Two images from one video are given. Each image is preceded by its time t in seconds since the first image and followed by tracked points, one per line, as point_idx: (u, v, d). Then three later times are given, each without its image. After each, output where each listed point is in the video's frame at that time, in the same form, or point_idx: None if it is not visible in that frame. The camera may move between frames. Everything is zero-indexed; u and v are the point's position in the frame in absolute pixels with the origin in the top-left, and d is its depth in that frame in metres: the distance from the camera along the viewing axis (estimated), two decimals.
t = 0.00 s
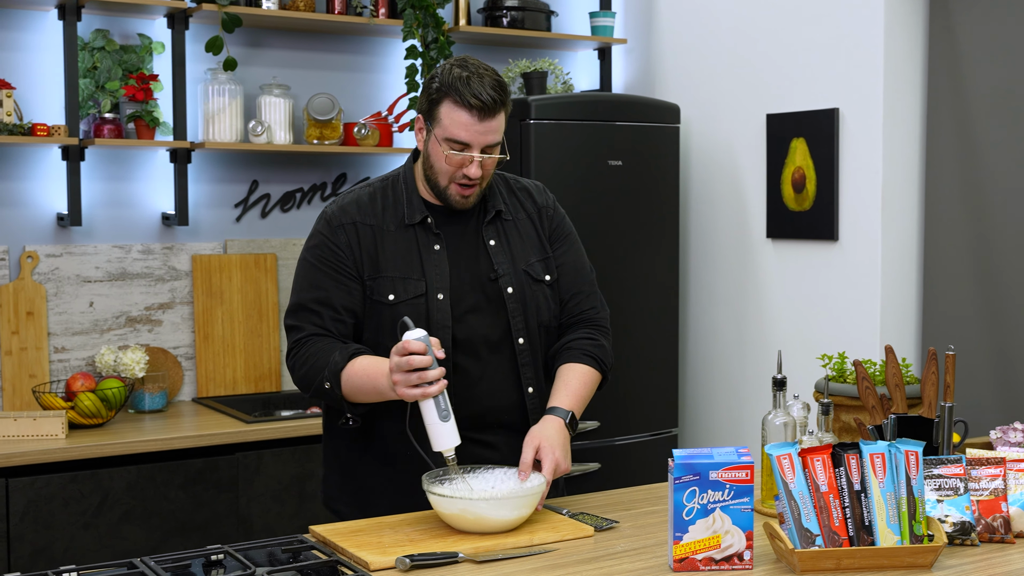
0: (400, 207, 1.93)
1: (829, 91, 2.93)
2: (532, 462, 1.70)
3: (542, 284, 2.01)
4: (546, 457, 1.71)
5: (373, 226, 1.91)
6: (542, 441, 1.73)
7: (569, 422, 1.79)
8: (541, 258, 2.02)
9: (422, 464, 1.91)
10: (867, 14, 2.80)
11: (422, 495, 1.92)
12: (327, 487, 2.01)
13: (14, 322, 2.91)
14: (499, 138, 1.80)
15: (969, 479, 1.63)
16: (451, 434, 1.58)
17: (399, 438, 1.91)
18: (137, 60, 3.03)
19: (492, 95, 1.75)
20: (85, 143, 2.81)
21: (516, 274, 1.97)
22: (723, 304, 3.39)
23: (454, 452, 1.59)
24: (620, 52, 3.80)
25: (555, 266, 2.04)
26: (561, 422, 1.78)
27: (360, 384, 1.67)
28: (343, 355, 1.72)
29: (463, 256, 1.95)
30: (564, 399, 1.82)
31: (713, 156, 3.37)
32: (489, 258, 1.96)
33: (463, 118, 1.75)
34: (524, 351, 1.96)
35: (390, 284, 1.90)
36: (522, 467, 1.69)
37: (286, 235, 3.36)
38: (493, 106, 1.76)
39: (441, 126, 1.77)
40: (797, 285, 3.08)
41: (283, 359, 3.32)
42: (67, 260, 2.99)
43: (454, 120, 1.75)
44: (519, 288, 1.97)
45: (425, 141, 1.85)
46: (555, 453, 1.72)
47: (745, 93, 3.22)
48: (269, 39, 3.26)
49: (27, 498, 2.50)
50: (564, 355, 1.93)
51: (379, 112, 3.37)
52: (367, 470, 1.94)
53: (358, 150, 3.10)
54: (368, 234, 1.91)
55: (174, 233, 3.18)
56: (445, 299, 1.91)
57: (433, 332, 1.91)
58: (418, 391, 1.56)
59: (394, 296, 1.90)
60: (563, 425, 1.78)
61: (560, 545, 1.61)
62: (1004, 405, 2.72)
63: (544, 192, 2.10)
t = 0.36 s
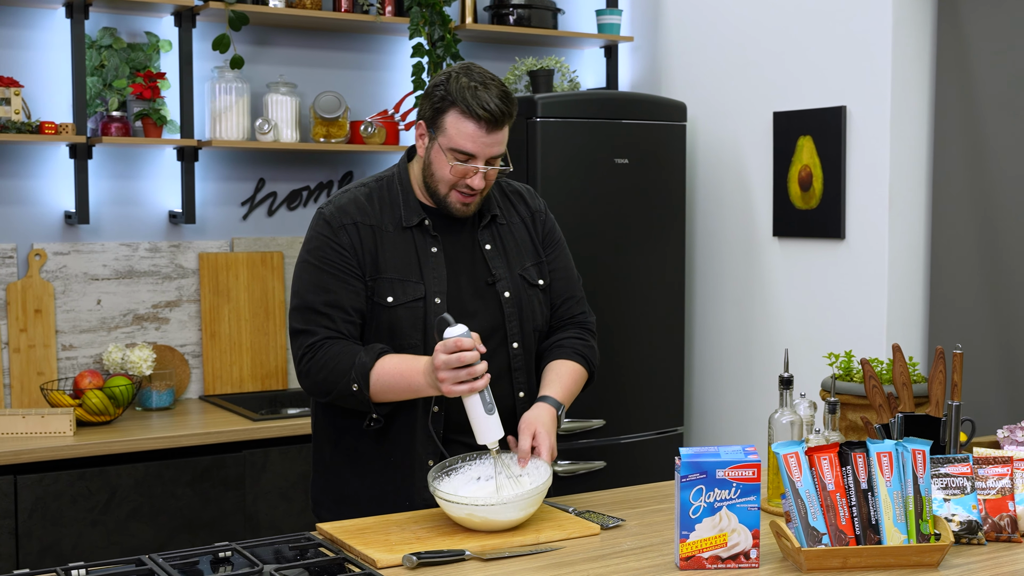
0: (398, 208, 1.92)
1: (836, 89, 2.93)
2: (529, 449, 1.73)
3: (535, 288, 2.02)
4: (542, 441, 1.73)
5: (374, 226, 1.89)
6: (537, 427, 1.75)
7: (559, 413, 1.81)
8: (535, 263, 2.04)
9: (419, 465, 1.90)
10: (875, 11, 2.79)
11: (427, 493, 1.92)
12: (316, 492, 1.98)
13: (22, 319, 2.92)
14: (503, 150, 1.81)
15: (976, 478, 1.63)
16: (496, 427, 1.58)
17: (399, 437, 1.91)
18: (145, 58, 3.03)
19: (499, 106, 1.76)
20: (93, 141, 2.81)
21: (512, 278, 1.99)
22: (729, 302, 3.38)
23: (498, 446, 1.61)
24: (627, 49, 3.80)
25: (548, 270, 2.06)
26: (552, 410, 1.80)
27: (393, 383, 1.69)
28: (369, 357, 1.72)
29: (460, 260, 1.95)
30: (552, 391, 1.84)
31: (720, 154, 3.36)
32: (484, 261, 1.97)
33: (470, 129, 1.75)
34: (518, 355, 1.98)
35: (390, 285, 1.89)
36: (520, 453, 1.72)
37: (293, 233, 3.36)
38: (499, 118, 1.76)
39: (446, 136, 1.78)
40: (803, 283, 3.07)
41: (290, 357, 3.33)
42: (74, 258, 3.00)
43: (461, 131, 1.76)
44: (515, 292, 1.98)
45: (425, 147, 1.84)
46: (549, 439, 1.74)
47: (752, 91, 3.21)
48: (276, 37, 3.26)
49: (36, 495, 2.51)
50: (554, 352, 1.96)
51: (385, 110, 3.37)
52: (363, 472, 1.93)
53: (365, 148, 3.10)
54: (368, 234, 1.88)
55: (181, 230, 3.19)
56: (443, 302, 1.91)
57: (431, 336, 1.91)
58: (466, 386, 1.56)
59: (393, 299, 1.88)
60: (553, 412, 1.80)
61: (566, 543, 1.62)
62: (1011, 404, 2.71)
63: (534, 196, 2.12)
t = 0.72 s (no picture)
0: (411, 206, 1.91)
1: (843, 87, 2.92)
2: (536, 440, 1.72)
3: (547, 287, 2.02)
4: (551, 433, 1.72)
5: (387, 224, 1.89)
6: (545, 418, 1.74)
7: (571, 404, 1.81)
8: (546, 262, 2.03)
9: (426, 465, 1.90)
10: (882, 9, 2.79)
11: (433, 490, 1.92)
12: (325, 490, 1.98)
13: (27, 316, 2.92)
14: (515, 150, 1.80)
15: (983, 477, 1.62)
16: (496, 430, 1.60)
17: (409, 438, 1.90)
18: (150, 55, 3.03)
19: (513, 107, 1.75)
20: (99, 139, 2.81)
21: (524, 277, 1.98)
22: (735, 301, 3.38)
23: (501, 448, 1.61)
24: (633, 47, 3.80)
25: (558, 270, 2.06)
26: (563, 402, 1.80)
27: (397, 384, 1.66)
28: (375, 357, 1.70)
29: (472, 259, 1.95)
30: (563, 382, 1.85)
31: (726, 153, 3.36)
32: (496, 261, 1.97)
33: (483, 129, 1.75)
34: (530, 355, 1.97)
35: (404, 284, 1.88)
36: (527, 445, 1.72)
37: (299, 230, 3.36)
38: (513, 119, 1.76)
39: (460, 134, 1.77)
40: (809, 282, 3.07)
41: (295, 355, 3.32)
42: (80, 256, 3.00)
43: (474, 131, 1.75)
44: (528, 293, 1.98)
45: (439, 144, 1.84)
46: (558, 430, 1.73)
47: (758, 89, 3.21)
48: (282, 35, 3.26)
49: (41, 493, 2.50)
50: (566, 348, 1.97)
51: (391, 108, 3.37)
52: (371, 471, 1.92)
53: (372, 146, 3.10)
54: (381, 233, 1.88)
55: (187, 228, 3.18)
56: (456, 301, 1.91)
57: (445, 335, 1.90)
58: (463, 390, 1.56)
59: (407, 298, 1.88)
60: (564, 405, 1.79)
61: (571, 542, 1.61)
62: (1017, 404, 2.70)
63: (545, 196, 2.12)
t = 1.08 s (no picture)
0: (416, 202, 1.91)
1: (848, 85, 2.92)
2: (543, 438, 1.72)
3: (553, 284, 2.02)
4: (558, 431, 1.72)
5: (391, 219, 1.88)
6: (553, 416, 1.74)
7: (579, 402, 1.81)
8: (552, 260, 2.03)
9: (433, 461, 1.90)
10: (887, 7, 2.79)
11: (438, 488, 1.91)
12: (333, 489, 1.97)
13: (31, 314, 2.93)
14: (510, 136, 1.79)
15: (988, 477, 1.61)
16: (472, 434, 1.59)
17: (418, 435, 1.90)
18: (155, 53, 3.03)
19: (504, 92, 1.75)
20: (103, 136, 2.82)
21: (530, 274, 1.98)
22: (739, 300, 3.38)
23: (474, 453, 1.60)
24: (638, 45, 3.80)
25: (565, 268, 2.06)
26: (572, 399, 1.79)
27: (380, 374, 1.65)
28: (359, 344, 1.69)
29: (478, 255, 1.95)
30: (571, 379, 1.84)
31: (731, 151, 3.36)
32: (501, 257, 1.97)
33: (475, 115, 1.74)
34: (536, 352, 1.97)
35: (407, 279, 1.88)
36: (533, 442, 1.72)
37: (303, 228, 3.36)
38: (506, 104, 1.75)
39: (453, 121, 1.77)
40: (814, 280, 3.07)
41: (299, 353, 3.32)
42: (84, 254, 3.00)
43: (466, 117, 1.75)
44: (534, 290, 1.98)
45: (436, 132, 1.84)
46: (565, 429, 1.73)
47: (763, 88, 3.21)
48: (287, 32, 3.26)
49: (44, 490, 2.50)
50: (573, 345, 1.96)
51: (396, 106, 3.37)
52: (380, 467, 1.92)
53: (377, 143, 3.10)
54: (385, 228, 1.88)
55: (191, 226, 3.18)
56: (460, 297, 1.90)
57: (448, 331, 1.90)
58: (445, 391, 1.55)
59: (410, 293, 1.87)
60: (569, 402, 1.78)
61: (576, 540, 1.60)
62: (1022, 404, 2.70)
63: (552, 194, 2.11)
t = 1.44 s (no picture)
0: (413, 202, 1.91)
1: (851, 83, 2.92)
2: (548, 437, 1.72)
3: (551, 281, 2.02)
4: (562, 431, 1.72)
5: (388, 220, 1.88)
6: (559, 415, 1.74)
7: (583, 400, 1.81)
8: (551, 256, 2.03)
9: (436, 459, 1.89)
10: (890, 5, 2.79)
11: (441, 487, 1.91)
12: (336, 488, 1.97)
13: (34, 312, 2.93)
14: (508, 139, 1.79)
15: (992, 475, 1.61)
16: (482, 419, 1.61)
17: (418, 434, 1.90)
18: (159, 51, 3.03)
19: (500, 97, 1.74)
20: (106, 135, 2.82)
21: (529, 272, 1.98)
22: (742, 299, 3.37)
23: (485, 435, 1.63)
24: (641, 44, 3.80)
25: (563, 264, 2.06)
26: (576, 398, 1.79)
27: (384, 366, 1.67)
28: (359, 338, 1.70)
29: (476, 254, 1.94)
30: (576, 377, 1.85)
31: (734, 150, 3.36)
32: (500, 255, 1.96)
33: (471, 121, 1.74)
34: (537, 348, 1.96)
35: (404, 280, 1.88)
36: (539, 441, 1.72)
37: (306, 227, 3.36)
38: (501, 109, 1.74)
39: (450, 128, 1.77)
40: (817, 279, 3.07)
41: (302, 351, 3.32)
42: (87, 252, 3.00)
43: (463, 124, 1.74)
44: (533, 286, 1.97)
45: (434, 138, 1.84)
46: (570, 427, 1.73)
47: (767, 86, 3.21)
48: (291, 31, 3.26)
49: (47, 489, 2.50)
50: (574, 342, 1.96)
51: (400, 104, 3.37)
52: (381, 465, 1.92)
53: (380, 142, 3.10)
54: (381, 229, 1.87)
55: (194, 224, 3.18)
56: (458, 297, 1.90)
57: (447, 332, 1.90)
58: (462, 379, 1.56)
59: (407, 294, 1.87)
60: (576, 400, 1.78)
61: (579, 539, 1.60)
62: None
63: (549, 191, 2.11)
